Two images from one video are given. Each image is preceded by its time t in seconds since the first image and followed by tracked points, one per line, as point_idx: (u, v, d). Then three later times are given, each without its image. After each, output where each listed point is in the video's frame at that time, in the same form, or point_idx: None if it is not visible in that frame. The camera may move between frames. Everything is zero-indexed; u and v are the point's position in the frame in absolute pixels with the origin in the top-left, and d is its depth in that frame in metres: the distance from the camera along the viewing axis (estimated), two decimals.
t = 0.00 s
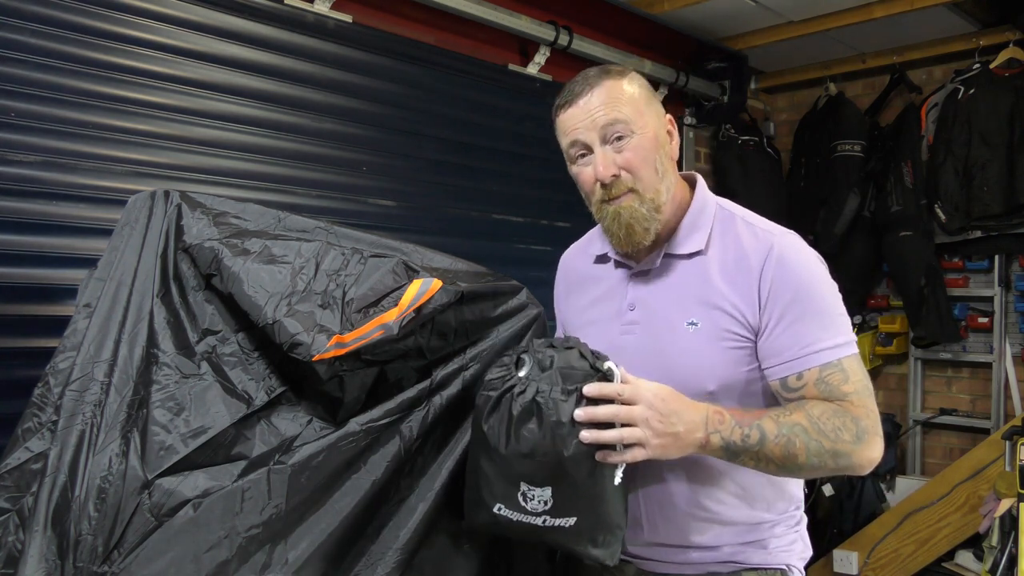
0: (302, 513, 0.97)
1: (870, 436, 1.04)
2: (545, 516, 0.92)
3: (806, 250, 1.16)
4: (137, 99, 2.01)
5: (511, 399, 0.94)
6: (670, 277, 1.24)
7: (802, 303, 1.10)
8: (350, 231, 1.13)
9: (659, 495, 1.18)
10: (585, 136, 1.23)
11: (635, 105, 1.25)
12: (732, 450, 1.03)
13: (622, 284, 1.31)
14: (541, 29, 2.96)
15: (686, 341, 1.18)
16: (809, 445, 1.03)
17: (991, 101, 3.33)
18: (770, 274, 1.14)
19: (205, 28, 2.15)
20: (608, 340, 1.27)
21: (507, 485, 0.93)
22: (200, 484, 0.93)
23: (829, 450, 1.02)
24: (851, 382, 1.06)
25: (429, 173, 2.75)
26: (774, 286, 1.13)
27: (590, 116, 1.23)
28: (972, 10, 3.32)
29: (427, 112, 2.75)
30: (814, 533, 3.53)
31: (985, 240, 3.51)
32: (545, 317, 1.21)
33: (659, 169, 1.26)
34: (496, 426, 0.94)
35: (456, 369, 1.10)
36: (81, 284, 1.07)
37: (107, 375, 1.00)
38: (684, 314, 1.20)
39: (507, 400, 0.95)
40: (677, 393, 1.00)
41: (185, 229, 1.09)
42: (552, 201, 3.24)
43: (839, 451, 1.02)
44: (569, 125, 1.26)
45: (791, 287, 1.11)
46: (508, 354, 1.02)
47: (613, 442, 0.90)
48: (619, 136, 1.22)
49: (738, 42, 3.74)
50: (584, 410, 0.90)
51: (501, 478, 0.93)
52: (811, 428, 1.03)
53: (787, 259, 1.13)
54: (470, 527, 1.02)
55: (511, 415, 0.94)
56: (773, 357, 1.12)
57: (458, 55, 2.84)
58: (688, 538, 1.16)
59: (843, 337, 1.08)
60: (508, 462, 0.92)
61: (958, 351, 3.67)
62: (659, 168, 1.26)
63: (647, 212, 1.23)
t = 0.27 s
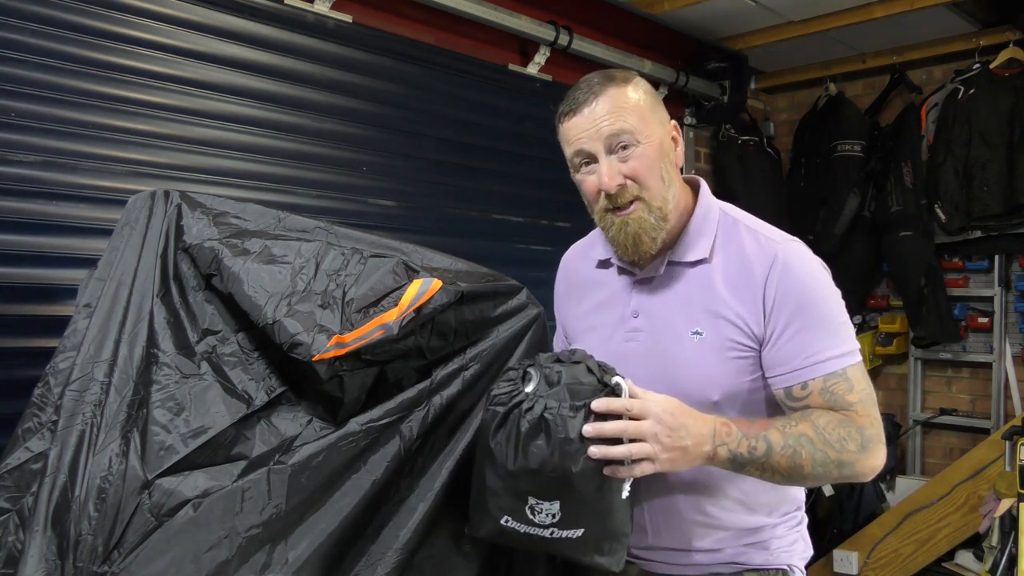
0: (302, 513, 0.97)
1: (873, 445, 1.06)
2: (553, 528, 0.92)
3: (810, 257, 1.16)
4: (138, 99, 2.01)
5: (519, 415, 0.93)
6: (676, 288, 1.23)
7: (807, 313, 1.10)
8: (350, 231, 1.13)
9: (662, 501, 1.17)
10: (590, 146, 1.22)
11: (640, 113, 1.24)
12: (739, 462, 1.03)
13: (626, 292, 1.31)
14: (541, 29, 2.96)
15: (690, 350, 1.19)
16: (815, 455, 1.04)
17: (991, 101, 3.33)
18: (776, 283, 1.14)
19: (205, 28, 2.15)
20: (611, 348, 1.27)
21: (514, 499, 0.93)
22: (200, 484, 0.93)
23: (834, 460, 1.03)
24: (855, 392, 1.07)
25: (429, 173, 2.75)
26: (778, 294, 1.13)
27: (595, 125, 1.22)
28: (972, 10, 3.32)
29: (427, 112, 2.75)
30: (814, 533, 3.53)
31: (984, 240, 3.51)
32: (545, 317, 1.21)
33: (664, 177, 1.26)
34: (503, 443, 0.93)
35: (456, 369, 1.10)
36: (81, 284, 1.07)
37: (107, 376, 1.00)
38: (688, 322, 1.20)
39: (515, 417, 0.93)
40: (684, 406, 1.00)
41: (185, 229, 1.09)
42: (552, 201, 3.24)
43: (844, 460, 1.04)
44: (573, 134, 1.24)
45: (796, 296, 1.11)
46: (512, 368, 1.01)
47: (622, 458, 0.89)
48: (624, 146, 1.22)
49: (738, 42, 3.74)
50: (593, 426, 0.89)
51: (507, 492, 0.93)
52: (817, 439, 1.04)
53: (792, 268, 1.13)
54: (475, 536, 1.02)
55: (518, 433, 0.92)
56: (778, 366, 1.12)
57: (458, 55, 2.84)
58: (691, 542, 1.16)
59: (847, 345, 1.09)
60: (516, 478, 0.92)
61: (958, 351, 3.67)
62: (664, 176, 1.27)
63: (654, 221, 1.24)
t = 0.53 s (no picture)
0: (302, 513, 0.97)
1: (878, 442, 1.05)
2: (556, 523, 0.91)
3: (814, 254, 1.16)
4: (138, 99, 2.01)
5: (524, 406, 0.94)
6: (679, 283, 1.24)
7: (812, 310, 1.10)
8: (349, 232, 1.13)
9: (666, 498, 1.17)
10: (597, 138, 1.23)
11: (646, 107, 1.24)
12: (744, 458, 1.02)
13: (629, 288, 1.31)
14: (541, 29, 2.96)
15: (694, 347, 1.19)
16: (820, 451, 1.03)
17: (991, 101, 3.33)
18: (780, 280, 1.14)
19: (205, 28, 2.15)
20: (615, 345, 1.27)
21: (519, 493, 0.93)
22: (200, 484, 0.93)
23: (839, 457, 1.03)
24: (859, 389, 1.07)
25: (429, 173, 2.75)
26: (784, 292, 1.13)
27: (602, 117, 1.22)
28: (972, 10, 3.32)
29: (427, 112, 2.75)
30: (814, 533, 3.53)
31: (985, 240, 3.51)
32: (545, 317, 1.21)
33: (669, 172, 1.26)
34: (508, 435, 0.94)
35: (456, 368, 1.10)
36: (81, 284, 1.07)
37: (107, 376, 1.00)
38: (691, 319, 1.20)
39: (521, 409, 0.94)
40: (690, 401, 1.00)
41: (185, 229, 1.09)
42: (552, 201, 3.24)
43: (849, 457, 1.03)
44: (580, 126, 1.25)
45: (801, 293, 1.11)
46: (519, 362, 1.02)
47: (627, 450, 0.90)
48: (630, 139, 1.22)
49: (738, 42, 3.74)
50: (598, 418, 0.90)
51: (512, 486, 0.93)
52: (822, 435, 1.03)
53: (796, 264, 1.13)
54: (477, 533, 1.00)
55: (524, 424, 0.93)
56: (781, 363, 1.12)
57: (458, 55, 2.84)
58: (693, 540, 1.16)
59: (851, 342, 1.09)
60: (521, 471, 0.92)
61: (958, 351, 3.67)
62: (669, 172, 1.26)
63: (658, 215, 1.23)
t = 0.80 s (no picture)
0: (302, 513, 0.97)
1: (880, 442, 1.05)
2: (557, 523, 0.91)
3: (815, 254, 1.16)
4: (138, 99, 2.01)
5: (525, 407, 0.94)
6: (680, 282, 1.24)
7: (814, 309, 1.10)
8: (349, 231, 1.13)
9: (668, 497, 1.17)
10: (599, 135, 1.23)
11: (649, 105, 1.24)
12: (746, 457, 1.02)
13: (630, 287, 1.31)
14: (541, 29, 2.96)
15: (696, 347, 1.19)
16: (822, 451, 1.03)
17: (991, 101, 3.33)
18: (782, 281, 1.14)
19: (205, 28, 2.15)
20: (617, 345, 1.27)
21: (520, 494, 0.93)
22: (200, 484, 0.93)
23: (842, 456, 1.03)
24: (861, 388, 1.07)
25: (429, 173, 2.75)
26: (786, 291, 1.13)
27: (604, 115, 1.22)
28: (972, 10, 3.32)
29: (427, 112, 2.75)
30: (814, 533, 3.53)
31: (985, 240, 3.51)
32: (545, 317, 1.20)
33: (671, 171, 1.26)
34: (509, 436, 0.94)
35: (457, 368, 1.10)
36: (81, 284, 1.07)
37: (107, 376, 1.00)
38: (693, 319, 1.20)
39: (522, 409, 0.94)
40: (692, 401, 1.00)
41: (185, 229, 1.09)
42: (552, 201, 3.24)
43: (851, 457, 1.03)
44: (582, 123, 1.25)
45: (803, 294, 1.11)
46: (520, 362, 1.02)
47: (629, 451, 0.89)
48: (632, 137, 1.22)
49: (738, 42, 3.74)
50: (599, 419, 0.90)
51: (513, 487, 0.93)
52: (824, 434, 1.03)
53: (798, 264, 1.13)
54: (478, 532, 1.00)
55: (525, 425, 0.93)
56: (783, 363, 1.12)
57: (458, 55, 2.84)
58: (695, 541, 1.16)
59: (853, 342, 1.09)
60: (522, 471, 0.92)
61: (958, 351, 3.67)
62: (671, 170, 1.26)
63: (658, 213, 1.23)
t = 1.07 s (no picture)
0: (302, 512, 0.97)
1: (881, 438, 1.05)
2: (559, 521, 0.91)
3: (817, 251, 1.16)
4: (138, 99, 2.01)
5: (527, 405, 0.93)
6: (681, 278, 1.24)
7: (815, 306, 1.10)
8: (350, 231, 1.13)
9: (669, 494, 1.17)
10: (603, 129, 1.22)
11: (653, 100, 1.24)
12: (748, 454, 1.03)
13: (630, 283, 1.31)
14: (541, 29, 2.96)
15: (697, 343, 1.18)
16: (824, 447, 1.03)
17: (991, 101, 3.33)
18: (784, 278, 1.14)
19: (205, 28, 2.15)
20: (617, 341, 1.27)
21: (521, 493, 0.93)
22: (200, 484, 0.94)
23: (842, 453, 1.03)
24: (862, 383, 1.07)
25: (429, 173, 2.75)
26: (788, 287, 1.13)
27: (609, 109, 1.22)
28: (972, 10, 3.32)
29: (427, 112, 2.75)
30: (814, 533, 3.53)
31: (985, 240, 3.51)
32: (545, 317, 1.20)
33: (675, 166, 1.27)
34: (510, 435, 0.94)
35: (457, 369, 1.10)
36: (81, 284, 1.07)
37: (107, 376, 1.00)
38: (694, 314, 1.20)
39: (523, 407, 0.94)
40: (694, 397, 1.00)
41: (185, 229, 1.09)
42: (552, 201, 3.24)
43: (852, 453, 1.03)
44: (586, 118, 1.24)
45: (805, 290, 1.11)
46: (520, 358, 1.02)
47: (631, 449, 0.89)
48: (637, 132, 1.22)
49: (738, 42, 3.74)
50: (601, 416, 0.89)
51: (514, 486, 0.93)
52: (826, 431, 1.03)
53: (800, 262, 1.13)
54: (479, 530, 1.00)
55: (527, 423, 0.93)
56: (784, 358, 1.12)
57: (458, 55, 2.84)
58: (696, 539, 1.16)
59: (855, 339, 1.09)
60: (523, 470, 0.92)
61: (958, 351, 3.67)
62: (674, 165, 1.27)
63: (663, 207, 1.24)
